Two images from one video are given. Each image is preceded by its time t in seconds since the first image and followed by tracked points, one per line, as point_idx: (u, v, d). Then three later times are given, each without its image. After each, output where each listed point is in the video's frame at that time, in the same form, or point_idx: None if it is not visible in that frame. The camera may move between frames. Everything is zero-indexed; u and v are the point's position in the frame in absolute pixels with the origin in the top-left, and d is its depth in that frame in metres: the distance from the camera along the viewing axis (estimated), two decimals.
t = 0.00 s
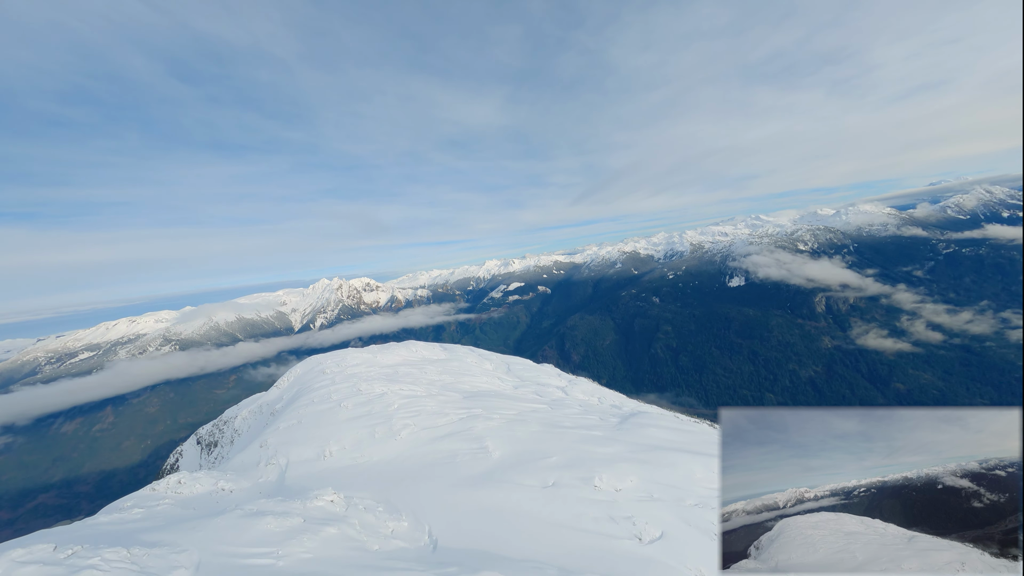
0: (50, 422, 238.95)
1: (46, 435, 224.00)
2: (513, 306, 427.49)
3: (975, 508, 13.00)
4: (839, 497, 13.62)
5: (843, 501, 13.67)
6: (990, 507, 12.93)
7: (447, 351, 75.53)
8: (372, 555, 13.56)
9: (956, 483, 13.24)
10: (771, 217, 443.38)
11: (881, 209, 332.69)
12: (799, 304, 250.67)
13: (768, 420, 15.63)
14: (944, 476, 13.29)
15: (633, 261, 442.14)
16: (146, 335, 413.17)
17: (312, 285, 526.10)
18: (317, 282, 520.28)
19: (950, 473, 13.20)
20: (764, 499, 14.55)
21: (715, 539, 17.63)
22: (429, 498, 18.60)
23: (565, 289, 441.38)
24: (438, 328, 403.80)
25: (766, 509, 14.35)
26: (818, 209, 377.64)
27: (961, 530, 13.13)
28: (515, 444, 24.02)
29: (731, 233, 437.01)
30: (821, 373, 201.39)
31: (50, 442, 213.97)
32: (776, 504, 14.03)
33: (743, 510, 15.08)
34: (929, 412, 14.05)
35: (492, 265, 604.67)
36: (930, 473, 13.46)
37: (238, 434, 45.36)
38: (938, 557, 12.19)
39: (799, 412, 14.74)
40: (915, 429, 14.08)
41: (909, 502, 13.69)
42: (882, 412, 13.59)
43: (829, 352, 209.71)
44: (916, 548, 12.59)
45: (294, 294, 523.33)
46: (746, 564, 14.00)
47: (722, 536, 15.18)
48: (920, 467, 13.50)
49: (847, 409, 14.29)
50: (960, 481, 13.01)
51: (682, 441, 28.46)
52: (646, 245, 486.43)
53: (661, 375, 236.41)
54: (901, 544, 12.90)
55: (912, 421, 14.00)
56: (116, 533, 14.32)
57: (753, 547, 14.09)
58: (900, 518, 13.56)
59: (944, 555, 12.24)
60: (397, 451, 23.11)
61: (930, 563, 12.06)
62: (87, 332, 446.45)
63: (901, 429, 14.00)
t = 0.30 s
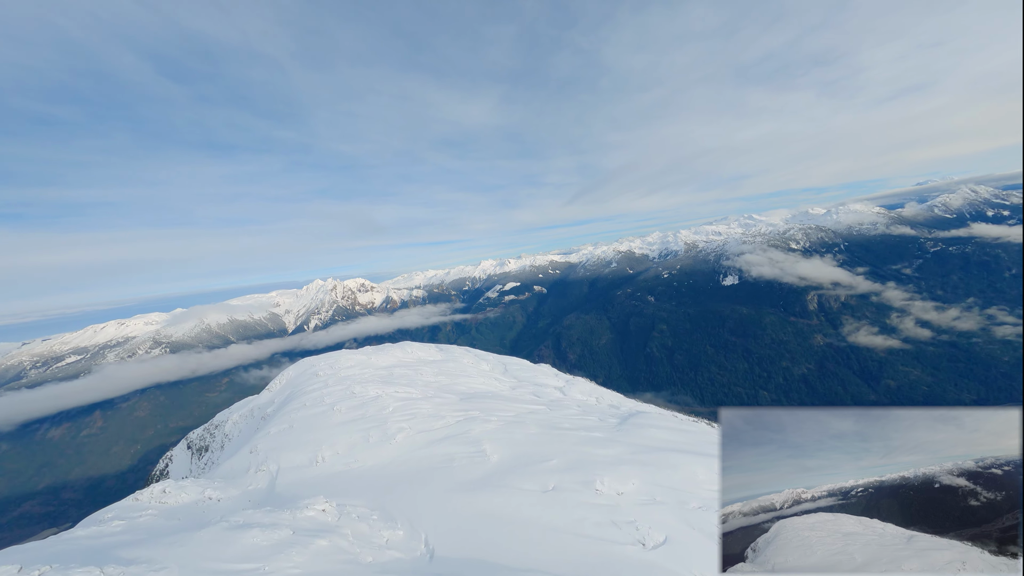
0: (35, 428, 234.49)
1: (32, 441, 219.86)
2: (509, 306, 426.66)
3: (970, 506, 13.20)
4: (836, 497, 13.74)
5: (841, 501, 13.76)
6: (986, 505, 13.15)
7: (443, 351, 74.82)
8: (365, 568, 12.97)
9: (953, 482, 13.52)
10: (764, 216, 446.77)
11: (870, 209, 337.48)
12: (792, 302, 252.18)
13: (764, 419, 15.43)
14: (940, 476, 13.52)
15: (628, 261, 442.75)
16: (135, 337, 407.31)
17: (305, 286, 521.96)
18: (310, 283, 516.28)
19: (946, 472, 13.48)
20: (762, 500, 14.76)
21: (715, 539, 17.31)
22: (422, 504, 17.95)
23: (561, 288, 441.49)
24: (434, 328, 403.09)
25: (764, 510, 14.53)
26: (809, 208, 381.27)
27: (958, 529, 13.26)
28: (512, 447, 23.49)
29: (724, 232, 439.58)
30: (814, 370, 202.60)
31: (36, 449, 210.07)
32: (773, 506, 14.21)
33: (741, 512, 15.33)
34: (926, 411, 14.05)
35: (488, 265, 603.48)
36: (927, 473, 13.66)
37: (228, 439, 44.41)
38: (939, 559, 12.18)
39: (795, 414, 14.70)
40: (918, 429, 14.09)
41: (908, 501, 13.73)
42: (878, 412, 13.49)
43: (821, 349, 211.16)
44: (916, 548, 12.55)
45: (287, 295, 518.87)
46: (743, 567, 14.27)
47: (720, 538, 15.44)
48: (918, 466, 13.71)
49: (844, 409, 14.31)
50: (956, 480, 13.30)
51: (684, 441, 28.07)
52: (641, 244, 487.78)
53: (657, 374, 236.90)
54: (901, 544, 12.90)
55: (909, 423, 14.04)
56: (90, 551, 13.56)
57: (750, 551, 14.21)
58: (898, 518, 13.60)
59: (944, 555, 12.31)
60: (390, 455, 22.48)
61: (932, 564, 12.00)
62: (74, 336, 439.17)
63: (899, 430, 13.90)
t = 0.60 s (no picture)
0: (19, 434, 230.18)
1: (16, 447, 215.85)
2: (504, 306, 425.80)
3: (969, 504, 13.87)
4: (834, 497, 14.13)
5: (839, 502, 14.15)
6: (983, 504, 13.75)
7: (439, 352, 74.09)
8: None
9: (950, 481, 14.27)
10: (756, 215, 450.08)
11: (859, 208, 341.67)
12: (784, 300, 253.76)
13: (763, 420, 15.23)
14: (936, 475, 14.29)
15: (623, 260, 443.64)
16: (123, 341, 401.26)
17: (299, 287, 517.71)
18: (304, 284, 512.26)
19: (942, 471, 14.24)
20: (758, 503, 15.07)
21: (715, 542, 16.69)
22: (419, 512, 17.29)
23: (556, 288, 441.49)
24: (430, 328, 401.45)
25: (759, 512, 14.77)
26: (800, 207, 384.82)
27: (955, 527, 13.89)
28: (511, 450, 22.92)
29: (718, 231, 442.28)
30: (806, 367, 203.94)
31: (21, 456, 206.14)
32: (769, 506, 14.53)
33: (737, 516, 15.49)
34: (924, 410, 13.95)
35: (483, 265, 602.15)
36: (923, 472, 14.38)
37: (217, 444, 43.52)
38: (940, 558, 12.51)
39: (792, 414, 14.37)
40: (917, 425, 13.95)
41: (905, 501, 14.30)
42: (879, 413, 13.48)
43: (813, 346, 212.92)
44: (917, 550, 12.83)
45: (280, 297, 514.45)
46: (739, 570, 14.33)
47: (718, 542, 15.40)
48: (914, 466, 14.44)
49: (841, 408, 14.14)
50: (954, 478, 14.02)
51: (685, 442, 27.63)
52: (636, 243, 488.95)
53: (652, 372, 237.69)
54: (900, 543, 13.20)
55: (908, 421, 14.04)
56: (65, 569, 12.86)
57: (744, 553, 14.20)
58: (897, 517, 14.02)
59: (945, 556, 12.68)
60: (383, 461, 21.76)
61: (933, 564, 12.23)
62: (61, 339, 431.88)
63: (895, 428, 13.79)
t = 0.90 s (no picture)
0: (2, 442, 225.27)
1: None
2: (499, 306, 424.66)
3: (966, 502, 14.79)
4: (832, 497, 15.07)
5: (836, 502, 15.10)
6: (980, 502, 14.73)
7: (434, 353, 73.44)
8: None
9: (947, 479, 15.27)
10: (748, 214, 453.50)
11: (848, 207, 346.09)
12: (776, 298, 255.05)
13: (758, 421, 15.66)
14: (935, 474, 15.25)
15: (617, 259, 444.43)
16: (109, 345, 394.45)
17: (291, 289, 512.96)
18: (296, 286, 507.45)
19: (940, 471, 15.20)
20: (755, 504, 15.80)
21: (717, 546, 16.44)
22: (417, 521, 16.62)
23: (551, 287, 441.46)
24: (425, 329, 399.16)
25: (757, 514, 15.57)
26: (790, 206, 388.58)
27: (953, 525, 14.72)
28: (509, 454, 22.23)
29: (710, 231, 444.65)
30: (798, 364, 205.23)
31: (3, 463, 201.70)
32: (766, 508, 15.44)
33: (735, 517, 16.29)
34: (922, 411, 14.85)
35: (477, 265, 600.27)
36: (921, 472, 15.33)
37: (205, 450, 42.49)
38: (940, 557, 13.11)
39: (789, 414, 15.03)
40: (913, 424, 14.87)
41: (902, 500, 15.24)
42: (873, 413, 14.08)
43: (804, 343, 214.75)
44: (917, 550, 13.40)
45: (272, 298, 509.41)
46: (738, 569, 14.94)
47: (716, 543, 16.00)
48: (912, 466, 15.38)
49: (836, 409, 14.97)
50: (950, 477, 15.03)
51: (686, 442, 27.06)
52: (630, 242, 490.11)
53: (647, 370, 238.22)
54: (901, 544, 13.76)
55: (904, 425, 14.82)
56: None
57: (743, 555, 14.82)
58: (894, 516, 14.92)
59: (945, 554, 13.32)
60: (378, 467, 21.05)
61: (932, 563, 12.90)
62: (46, 343, 423.75)
63: (892, 430, 14.64)
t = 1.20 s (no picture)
0: None
1: None
2: (494, 306, 423.73)
3: (962, 501, 14.84)
4: (829, 498, 15.41)
5: (833, 501, 15.44)
6: (977, 500, 14.72)
7: (429, 354, 72.52)
8: None
9: (944, 479, 15.52)
10: (739, 213, 457.72)
11: (835, 205, 351.03)
12: (766, 295, 256.76)
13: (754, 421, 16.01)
14: (931, 473, 15.55)
15: (611, 258, 445.36)
16: (93, 350, 386.53)
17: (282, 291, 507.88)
18: (288, 288, 502.66)
19: (936, 469, 15.48)
20: (752, 506, 15.87)
21: (717, 546, 16.27)
22: (413, 528, 16.05)
23: (545, 287, 441.44)
24: (420, 330, 397.34)
25: (755, 515, 15.60)
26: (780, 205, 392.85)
27: (950, 523, 14.71)
28: (506, 458, 21.61)
29: (702, 229, 447.77)
30: (789, 360, 206.65)
31: None
32: (763, 510, 15.47)
33: (732, 519, 16.32)
34: (918, 412, 15.25)
35: (471, 265, 599.12)
36: (917, 471, 15.65)
37: (192, 458, 41.37)
38: (941, 557, 12.89)
39: (784, 414, 15.60)
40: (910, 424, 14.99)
41: (900, 500, 15.47)
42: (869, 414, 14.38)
43: (795, 339, 216.95)
44: (917, 549, 13.32)
45: (263, 301, 503.71)
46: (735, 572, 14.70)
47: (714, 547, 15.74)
48: (909, 465, 15.68)
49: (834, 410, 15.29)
50: (946, 476, 15.28)
51: (687, 441, 26.78)
52: (624, 241, 491.63)
53: (641, 368, 239.31)
54: (901, 546, 13.72)
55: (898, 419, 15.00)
56: None
57: (740, 556, 14.88)
58: (893, 517, 15.04)
59: (946, 554, 13.10)
60: (371, 473, 20.40)
61: (934, 562, 12.72)
62: (29, 349, 414.67)
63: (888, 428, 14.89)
